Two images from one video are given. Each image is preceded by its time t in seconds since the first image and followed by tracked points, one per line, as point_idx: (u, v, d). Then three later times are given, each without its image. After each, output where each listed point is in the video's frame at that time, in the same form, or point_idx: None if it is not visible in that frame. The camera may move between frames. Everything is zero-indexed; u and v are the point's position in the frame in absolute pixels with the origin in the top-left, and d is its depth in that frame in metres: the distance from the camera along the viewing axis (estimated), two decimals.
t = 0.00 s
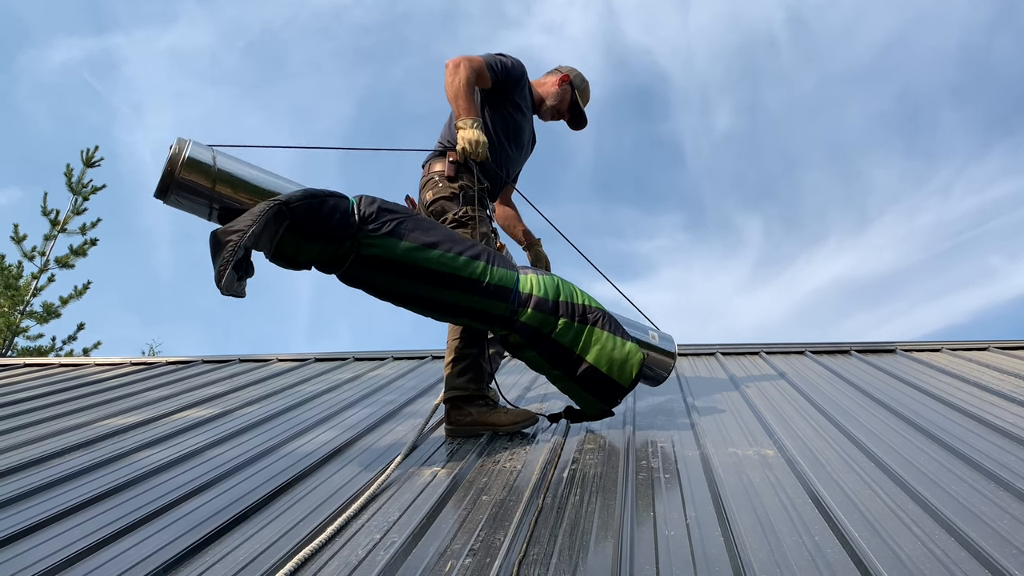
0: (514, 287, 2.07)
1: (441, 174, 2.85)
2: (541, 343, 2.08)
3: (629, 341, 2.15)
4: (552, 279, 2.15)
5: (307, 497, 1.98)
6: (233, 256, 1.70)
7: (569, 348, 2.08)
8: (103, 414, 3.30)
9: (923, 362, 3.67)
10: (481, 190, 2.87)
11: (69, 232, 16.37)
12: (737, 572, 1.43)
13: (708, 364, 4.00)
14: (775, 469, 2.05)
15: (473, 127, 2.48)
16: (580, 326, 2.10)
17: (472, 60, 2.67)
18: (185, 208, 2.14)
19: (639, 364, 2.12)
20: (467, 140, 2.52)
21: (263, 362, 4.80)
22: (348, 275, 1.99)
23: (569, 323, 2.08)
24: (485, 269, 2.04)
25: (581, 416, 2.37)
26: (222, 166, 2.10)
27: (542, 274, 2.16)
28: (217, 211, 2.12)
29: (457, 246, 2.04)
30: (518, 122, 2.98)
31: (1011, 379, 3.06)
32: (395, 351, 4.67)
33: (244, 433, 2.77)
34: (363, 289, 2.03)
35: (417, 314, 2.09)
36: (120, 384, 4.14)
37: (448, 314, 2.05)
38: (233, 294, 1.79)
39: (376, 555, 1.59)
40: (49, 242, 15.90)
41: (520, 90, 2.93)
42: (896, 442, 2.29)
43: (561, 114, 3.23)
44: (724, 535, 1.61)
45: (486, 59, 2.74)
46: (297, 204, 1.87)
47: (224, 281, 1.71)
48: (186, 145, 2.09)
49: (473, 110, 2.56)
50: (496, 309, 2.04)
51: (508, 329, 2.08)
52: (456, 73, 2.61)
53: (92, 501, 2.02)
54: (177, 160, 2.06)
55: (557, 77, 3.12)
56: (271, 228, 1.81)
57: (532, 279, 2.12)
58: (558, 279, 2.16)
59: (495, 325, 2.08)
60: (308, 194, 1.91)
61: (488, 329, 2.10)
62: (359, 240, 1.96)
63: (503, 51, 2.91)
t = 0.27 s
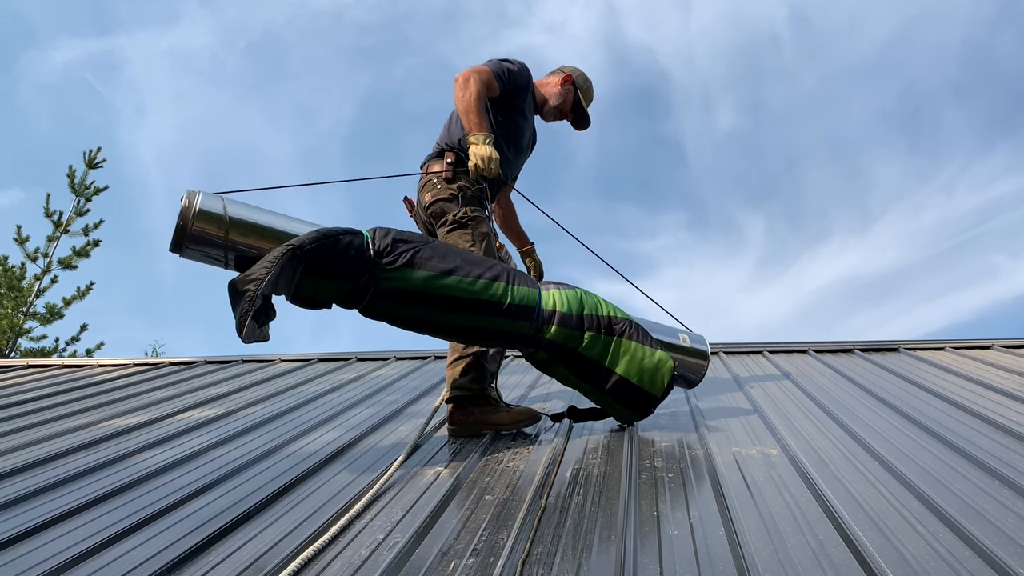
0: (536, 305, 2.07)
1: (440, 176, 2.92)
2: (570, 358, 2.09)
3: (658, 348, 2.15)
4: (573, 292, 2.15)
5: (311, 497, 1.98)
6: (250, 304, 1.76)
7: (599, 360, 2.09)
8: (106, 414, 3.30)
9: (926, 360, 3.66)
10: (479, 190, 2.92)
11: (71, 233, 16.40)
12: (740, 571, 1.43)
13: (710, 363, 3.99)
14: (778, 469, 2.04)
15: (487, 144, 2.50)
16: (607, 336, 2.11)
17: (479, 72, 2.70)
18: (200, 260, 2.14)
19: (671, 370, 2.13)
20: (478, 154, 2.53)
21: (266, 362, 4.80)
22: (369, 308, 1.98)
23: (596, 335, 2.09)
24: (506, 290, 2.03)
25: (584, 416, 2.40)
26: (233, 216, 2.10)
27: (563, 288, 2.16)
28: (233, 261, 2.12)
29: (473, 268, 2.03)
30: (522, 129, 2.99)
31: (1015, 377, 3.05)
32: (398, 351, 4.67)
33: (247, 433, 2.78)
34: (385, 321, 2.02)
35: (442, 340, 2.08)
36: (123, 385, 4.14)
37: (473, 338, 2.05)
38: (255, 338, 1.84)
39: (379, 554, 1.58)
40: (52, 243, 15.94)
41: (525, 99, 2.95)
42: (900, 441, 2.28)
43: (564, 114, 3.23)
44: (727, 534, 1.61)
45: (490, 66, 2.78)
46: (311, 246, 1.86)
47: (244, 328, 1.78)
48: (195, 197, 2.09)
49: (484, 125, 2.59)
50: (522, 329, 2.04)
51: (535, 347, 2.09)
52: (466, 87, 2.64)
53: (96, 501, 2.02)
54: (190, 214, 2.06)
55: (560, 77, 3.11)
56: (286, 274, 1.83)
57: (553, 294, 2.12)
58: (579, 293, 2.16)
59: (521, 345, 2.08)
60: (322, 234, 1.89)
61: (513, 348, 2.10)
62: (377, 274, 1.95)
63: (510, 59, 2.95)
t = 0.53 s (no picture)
0: (563, 322, 2.06)
1: (438, 179, 2.97)
2: (604, 373, 2.08)
3: (695, 351, 2.15)
4: (601, 306, 2.14)
5: (313, 497, 1.98)
6: (273, 342, 1.74)
7: (635, 372, 2.08)
8: (109, 415, 3.31)
9: (929, 360, 3.65)
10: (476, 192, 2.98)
11: (74, 234, 16.43)
12: (743, 570, 1.43)
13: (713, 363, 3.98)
14: (781, 468, 2.04)
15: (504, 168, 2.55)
16: (642, 347, 2.10)
17: (493, 91, 2.72)
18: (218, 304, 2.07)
19: (712, 374, 2.13)
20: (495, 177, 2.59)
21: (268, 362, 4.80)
22: (397, 338, 1.97)
23: (630, 346, 2.08)
24: (531, 308, 2.03)
25: (587, 416, 2.40)
26: (250, 257, 2.03)
27: (590, 302, 2.15)
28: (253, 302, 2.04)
29: (493, 289, 2.03)
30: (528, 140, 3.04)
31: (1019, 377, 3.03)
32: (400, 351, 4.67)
33: (250, 433, 2.77)
34: (412, 350, 2.02)
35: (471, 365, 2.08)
36: (126, 385, 4.15)
37: (501, 361, 2.05)
38: (280, 377, 1.81)
39: (382, 554, 1.58)
40: (55, 243, 15.97)
41: (534, 111, 2.99)
42: (903, 441, 2.28)
43: (573, 122, 3.22)
44: (730, 534, 1.61)
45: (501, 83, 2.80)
46: (330, 278, 1.85)
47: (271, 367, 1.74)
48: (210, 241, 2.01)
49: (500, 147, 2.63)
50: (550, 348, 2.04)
51: (567, 365, 2.08)
52: (483, 108, 2.66)
53: (99, 502, 2.02)
54: (205, 258, 1.99)
55: (568, 84, 3.10)
56: (305, 308, 1.82)
57: (580, 309, 2.11)
58: (607, 306, 2.15)
59: (552, 365, 2.07)
60: (340, 265, 1.89)
61: (546, 368, 2.09)
62: (398, 302, 1.95)
63: (522, 71, 2.96)
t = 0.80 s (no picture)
0: (580, 337, 2.06)
1: (433, 179, 2.99)
2: (629, 386, 2.05)
3: (723, 357, 2.10)
4: (620, 317, 2.13)
5: (315, 496, 1.98)
6: (284, 375, 1.74)
7: (660, 382, 2.05)
8: (111, 414, 3.31)
9: (931, 360, 3.64)
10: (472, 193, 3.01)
11: (76, 233, 16.45)
12: (744, 570, 1.43)
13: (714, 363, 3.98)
14: (783, 468, 2.04)
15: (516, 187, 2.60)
16: (665, 356, 2.06)
17: (504, 110, 2.76)
18: (231, 341, 2.10)
19: (743, 378, 2.07)
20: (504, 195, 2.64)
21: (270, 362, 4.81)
22: (413, 362, 1.98)
23: (653, 357, 2.05)
24: (546, 324, 2.05)
25: (587, 417, 2.39)
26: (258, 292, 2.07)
27: (608, 314, 2.15)
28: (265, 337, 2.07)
29: (506, 307, 2.05)
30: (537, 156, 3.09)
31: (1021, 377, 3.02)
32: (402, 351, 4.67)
33: (251, 433, 2.78)
34: (430, 374, 2.03)
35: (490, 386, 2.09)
36: (128, 384, 4.15)
37: (520, 379, 2.05)
38: (295, 410, 1.82)
39: (383, 554, 1.58)
40: (57, 243, 16.00)
41: (544, 127, 3.02)
42: (905, 440, 2.27)
43: (586, 140, 3.23)
44: (731, 534, 1.60)
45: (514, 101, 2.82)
46: (338, 308, 1.88)
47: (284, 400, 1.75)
48: (219, 280, 2.07)
49: (511, 166, 2.67)
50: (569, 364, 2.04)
51: (589, 379, 2.07)
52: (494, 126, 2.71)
53: (100, 501, 2.02)
54: (216, 297, 2.04)
55: (580, 102, 3.12)
56: (315, 338, 1.84)
57: (598, 322, 2.11)
58: (626, 316, 2.14)
59: (573, 381, 2.07)
60: (347, 294, 1.92)
61: (569, 384, 2.09)
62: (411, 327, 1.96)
63: (535, 87, 2.98)
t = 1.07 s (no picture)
0: (583, 354, 2.05)
1: (433, 180, 3.01)
2: (636, 402, 2.04)
3: (732, 366, 2.06)
4: (624, 330, 2.12)
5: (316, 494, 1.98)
6: (280, 405, 1.78)
7: (667, 396, 2.03)
8: (112, 412, 3.31)
9: (932, 360, 3.64)
10: (472, 194, 3.02)
11: (76, 232, 16.44)
12: (746, 569, 1.42)
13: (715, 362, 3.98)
14: (784, 467, 2.04)
15: (518, 204, 2.59)
16: (672, 369, 2.04)
17: (508, 127, 2.77)
18: (231, 373, 2.17)
19: (752, 386, 2.03)
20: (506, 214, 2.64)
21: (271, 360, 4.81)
22: (413, 386, 2.01)
23: (659, 371, 2.03)
24: (547, 342, 2.05)
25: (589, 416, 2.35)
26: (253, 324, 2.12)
27: (612, 329, 2.14)
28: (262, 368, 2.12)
29: (504, 327, 2.06)
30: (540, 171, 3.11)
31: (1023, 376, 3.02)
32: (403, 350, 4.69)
33: (253, 431, 2.78)
34: (432, 398, 2.05)
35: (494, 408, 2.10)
36: (129, 382, 4.16)
37: (523, 400, 2.06)
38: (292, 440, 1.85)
39: (383, 552, 1.58)
40: (58, 241, 16.02)
41: (550, 144, 3.03)
42: (905, 440, 2.27)
43: (594, 159, 3.25)
44: (732, 532, 1.60)
45: (521, 118, 2.84)
46: (331, 336, 1.93)
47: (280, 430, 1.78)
48: (216, 314, 2.14)
49: (513, 184, 2.67)
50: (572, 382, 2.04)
51: (595, 397, 2.06)
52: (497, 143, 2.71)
53: (102, 498, 2.02)
54: (212, 331, 2.10)
55: (589, 121, 3.17)
56: (309, 368, 1.88)
57: (601, 337, 2.11)
58: (630, 330, 2.12)
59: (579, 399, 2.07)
60: (340, 322, 1.97)
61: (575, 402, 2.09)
62: (408, 352, 2.00)
63: (542, 104, 2.98)
